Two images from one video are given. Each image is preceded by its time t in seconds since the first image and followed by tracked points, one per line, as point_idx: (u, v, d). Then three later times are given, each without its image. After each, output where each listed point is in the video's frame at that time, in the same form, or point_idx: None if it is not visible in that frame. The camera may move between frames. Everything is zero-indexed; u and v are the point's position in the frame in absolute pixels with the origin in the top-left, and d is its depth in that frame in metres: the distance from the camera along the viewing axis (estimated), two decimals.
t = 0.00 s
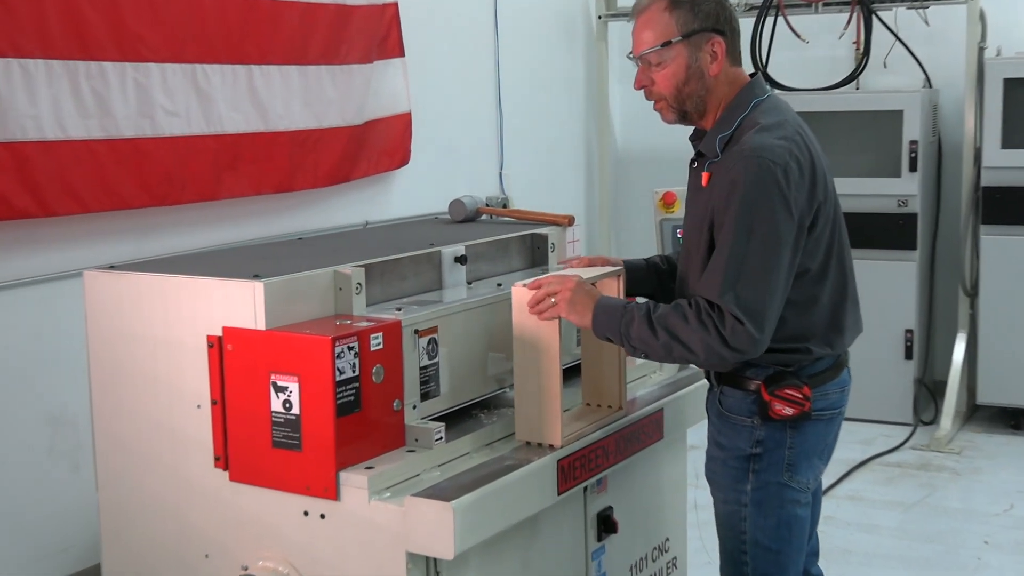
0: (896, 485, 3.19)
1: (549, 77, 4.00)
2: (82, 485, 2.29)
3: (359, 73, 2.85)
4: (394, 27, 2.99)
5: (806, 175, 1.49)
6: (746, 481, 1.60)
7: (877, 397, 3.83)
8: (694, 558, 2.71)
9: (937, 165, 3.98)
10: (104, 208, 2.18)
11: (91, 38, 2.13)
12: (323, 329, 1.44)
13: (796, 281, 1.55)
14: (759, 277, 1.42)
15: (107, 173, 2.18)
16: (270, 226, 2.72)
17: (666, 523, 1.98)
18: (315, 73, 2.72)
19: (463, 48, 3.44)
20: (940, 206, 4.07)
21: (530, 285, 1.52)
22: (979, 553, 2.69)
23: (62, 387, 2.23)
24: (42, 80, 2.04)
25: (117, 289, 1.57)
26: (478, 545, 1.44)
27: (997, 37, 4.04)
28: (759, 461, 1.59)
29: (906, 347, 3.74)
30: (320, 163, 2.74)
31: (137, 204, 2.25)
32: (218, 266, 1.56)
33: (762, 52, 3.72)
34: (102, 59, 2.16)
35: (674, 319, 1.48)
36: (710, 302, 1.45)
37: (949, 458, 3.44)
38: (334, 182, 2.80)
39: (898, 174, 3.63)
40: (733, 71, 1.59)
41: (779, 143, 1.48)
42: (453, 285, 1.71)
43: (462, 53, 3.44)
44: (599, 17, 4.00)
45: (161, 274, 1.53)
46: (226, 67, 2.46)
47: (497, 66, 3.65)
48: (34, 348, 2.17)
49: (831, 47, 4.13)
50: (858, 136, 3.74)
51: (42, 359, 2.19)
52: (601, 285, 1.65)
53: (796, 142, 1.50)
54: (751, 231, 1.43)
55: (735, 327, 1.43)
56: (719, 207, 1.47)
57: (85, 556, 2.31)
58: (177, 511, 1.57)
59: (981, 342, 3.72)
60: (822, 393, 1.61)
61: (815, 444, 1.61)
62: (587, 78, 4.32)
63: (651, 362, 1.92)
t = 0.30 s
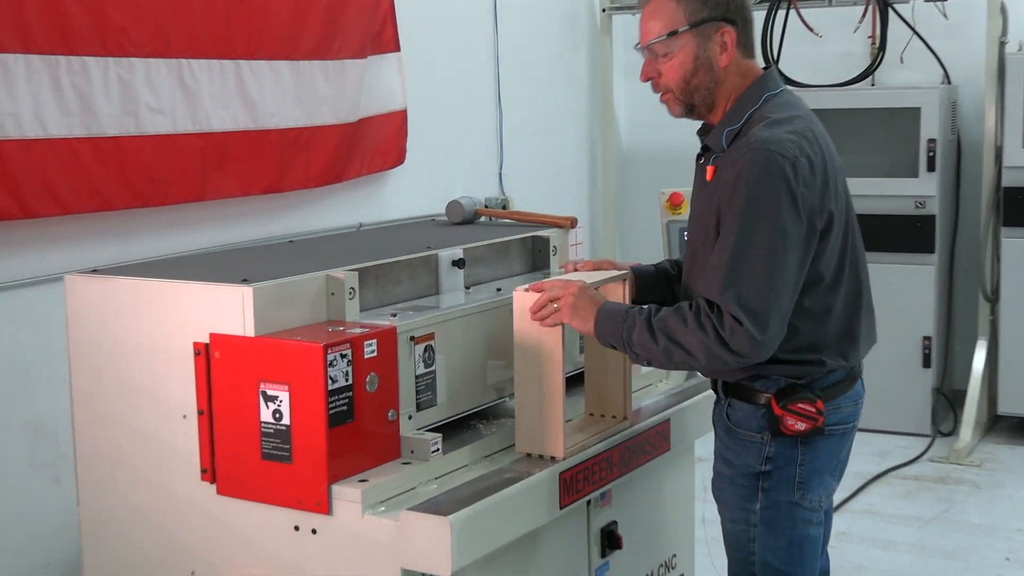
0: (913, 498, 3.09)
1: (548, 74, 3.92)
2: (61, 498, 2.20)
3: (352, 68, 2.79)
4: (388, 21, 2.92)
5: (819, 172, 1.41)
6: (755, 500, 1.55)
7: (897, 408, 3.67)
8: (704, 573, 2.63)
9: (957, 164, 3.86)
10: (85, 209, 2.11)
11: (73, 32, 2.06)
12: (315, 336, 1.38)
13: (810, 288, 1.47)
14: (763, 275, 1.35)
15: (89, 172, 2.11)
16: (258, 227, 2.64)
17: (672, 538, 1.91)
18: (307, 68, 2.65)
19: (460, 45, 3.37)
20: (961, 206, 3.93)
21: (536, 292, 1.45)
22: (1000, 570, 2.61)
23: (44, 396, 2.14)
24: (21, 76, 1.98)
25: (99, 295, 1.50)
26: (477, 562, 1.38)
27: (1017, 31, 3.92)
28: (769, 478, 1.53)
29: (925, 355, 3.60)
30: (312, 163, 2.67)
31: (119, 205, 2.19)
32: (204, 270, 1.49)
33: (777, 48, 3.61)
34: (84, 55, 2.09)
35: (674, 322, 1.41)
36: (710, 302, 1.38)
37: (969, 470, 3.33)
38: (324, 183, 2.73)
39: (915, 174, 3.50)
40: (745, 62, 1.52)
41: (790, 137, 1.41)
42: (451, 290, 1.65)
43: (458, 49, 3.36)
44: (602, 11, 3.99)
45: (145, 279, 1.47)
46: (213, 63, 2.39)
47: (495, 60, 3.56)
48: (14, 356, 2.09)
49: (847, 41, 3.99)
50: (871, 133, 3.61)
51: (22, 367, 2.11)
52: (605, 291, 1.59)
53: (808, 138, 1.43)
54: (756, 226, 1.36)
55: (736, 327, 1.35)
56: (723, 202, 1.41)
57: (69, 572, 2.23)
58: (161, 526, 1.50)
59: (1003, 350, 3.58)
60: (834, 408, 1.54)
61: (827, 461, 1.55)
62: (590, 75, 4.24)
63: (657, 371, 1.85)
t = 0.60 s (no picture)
0: (933, 520, 2.99)
1: (550, 76, 3.85)
2: (38, 519, 2.12)
3: (344, 68, 2.72)
4: (382, 20, 2.85)
5: (830, 182, 1.34)
6: (762, 525, 1.48)
7: (909, 422, 3.58)
8: None
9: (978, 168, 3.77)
10: (64, 216, 2.05)
11: (53, 33, 2.01)
12: (306, 349, 1.31)
13: (820, 306, 1.38)
14: (766, 285, 1.26)
15: (69, 178, 2.06)
16: (248, 236, 2.57)
17: (678, 560, 1.83)
18: (296, 68, 2.58)
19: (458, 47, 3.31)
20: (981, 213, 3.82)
21: (533, 305, 1.39)
22: None
23: (21, 409, 2.07)
24: None
25: (80, 306, 1.44)
26: None
27: None
28: (776, 503, 1.47)
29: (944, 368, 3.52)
30: (302, 169, 2.61)
31: (100, 212, 2.13)
32: (190, 280, 1.43)
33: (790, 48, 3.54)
34: (64, 55, 2.04)
35: (674, 332, 1.33)
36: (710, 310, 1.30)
37: (991, 490, 3.22)
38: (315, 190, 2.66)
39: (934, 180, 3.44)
40: (749, 66, 1.42)
41: (800, 144, 1.34)
42: (447, 302, 1.58)
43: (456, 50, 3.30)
44: (607, 9, 3.95)
45: (126, 289, 1.40)
46: (198, 63, 2.32)
47: (493, 62, 3.51)
48: None
49: (862, 40, 3.91)
50: (880, 138, 3.54)
51: None
52: (608, 302, 1.52)
53: (820, 147, 1.36)
54: (759, 233, 1.28)
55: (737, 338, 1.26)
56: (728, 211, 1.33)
57: None
58: (141, 548, 1.43)
59: None
60: (846, 429, 1.47)
61: (837, 485, 1.48)
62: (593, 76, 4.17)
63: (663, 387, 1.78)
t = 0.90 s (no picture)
0: (948, 539, 2.93)
1: (552, 80, 3.81)
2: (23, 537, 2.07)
3: (339, 70, 2.68)
4: (379, 22, 2.81)
5: (841, 180, 1.29)
6: (775, 539, 1.42)
7: (915, 432, 3.54)
8: None
9: (993, 173, 3.71)
10: (48, 223, 2.01)
11: (38, 34, 1.96)
12: (298, 361, 1.26)
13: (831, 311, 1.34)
14: (784, 279, 1.20)
15: (53, 184, 2.01)
16: (239, 243, 2.53)
17: None
18: (288, 70, 2.54)
19: (457, 50, 3.27)
20: (997, 219, 3.77)
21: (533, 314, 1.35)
22: None
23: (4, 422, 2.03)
24: None
25: (66, 315, 1.39)
26: None
27: None
28: (789, 515, 1.41)
29: (960, 383, 3.47)
30: (296, 174, 2.57)
31: (86, 219, 2.08)
32: (181, 290, 1.38)
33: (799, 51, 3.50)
34: (49, 57, 1.99)
35: (688, 325, 1.26)
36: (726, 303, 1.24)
37: (1008, 508, 3.16)
38: (309, 196, 2.62)
39: (949, 187, 3.39)
40: (748, 70, 1.37)
41: (812, 141, 1.29)
42: (445, 312, 1.53)
43: (456, 54, 3.26)
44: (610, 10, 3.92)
45: (113, 298, 1.36)
46: (187, 65, 2.28)
47: (494, 64, 3.47)
48: None
49: (874, 43, 3.87)
50: (889, 143, 3.50)
51: None
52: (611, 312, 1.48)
53: (833, 143, 1.31)
54: (775, 226, 1.22)
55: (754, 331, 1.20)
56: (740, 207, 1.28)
57: None
58: (126, 567, 1.39)
59: None
60: (859, 438, 1.43)
61: (849, 494, 1.44)
62: (596, 79, 4.13)
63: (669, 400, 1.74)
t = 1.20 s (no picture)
0: (957, 550, 2.90)
1: (553, 82, 3.78)
2: (12, 545, 2.06)
3: (335, 71, 2.65)
4: (377, 23, 2.78)
5: (832, 153, 1.28)
6: (774, 531, 1.40)
7: (920, 438, 3.51)
8: None
9: (1003, 177, 3.68)
10: (38, 228, 1.99)
11: (28, 35, 1.94)
12: (294, 368, 1.24)
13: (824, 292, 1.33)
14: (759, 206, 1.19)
15: (43, 188, 1.99)
16: (234, 247, 2.51)
17: None
18: (283, 72, 2.51)
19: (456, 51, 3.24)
20: (1007, 223, 3.74)
21: (534, 321, 1.32)
22: None
23: None
24: None
25: (58, 322, 1.37)
26: None
27: None
28: (789, 506, 1.39)
29: (969, 392, 3.44)
30: (292, 178, 2.54)
31: (76, 223, 2.06)
32: (175, 296, 1.35)
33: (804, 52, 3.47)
34: (40, 59, 1.97)
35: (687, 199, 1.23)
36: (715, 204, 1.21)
37: (1017, 518, 3.13)
38: (305, 200, 2.59)
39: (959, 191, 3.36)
40: (761, 73, 1.36)
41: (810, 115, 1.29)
42: (443, 318, 1.51)
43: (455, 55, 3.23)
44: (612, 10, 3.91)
45: (105, 304, 1.33)
46: (180, 66, 2.26)
47: (494, 66, 3.44)
48: None
49: (880, 44, 3.84)
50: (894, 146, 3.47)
51: None
52: (614, 320, 1.45)
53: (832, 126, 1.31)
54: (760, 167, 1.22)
55: (727, 240, 1.18)
56: (733, 167, 1.28)
57: None
58: None
59: None
60: (861, 432, 1.39)
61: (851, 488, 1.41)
62: (598, 81, 4.10)
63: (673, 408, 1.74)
